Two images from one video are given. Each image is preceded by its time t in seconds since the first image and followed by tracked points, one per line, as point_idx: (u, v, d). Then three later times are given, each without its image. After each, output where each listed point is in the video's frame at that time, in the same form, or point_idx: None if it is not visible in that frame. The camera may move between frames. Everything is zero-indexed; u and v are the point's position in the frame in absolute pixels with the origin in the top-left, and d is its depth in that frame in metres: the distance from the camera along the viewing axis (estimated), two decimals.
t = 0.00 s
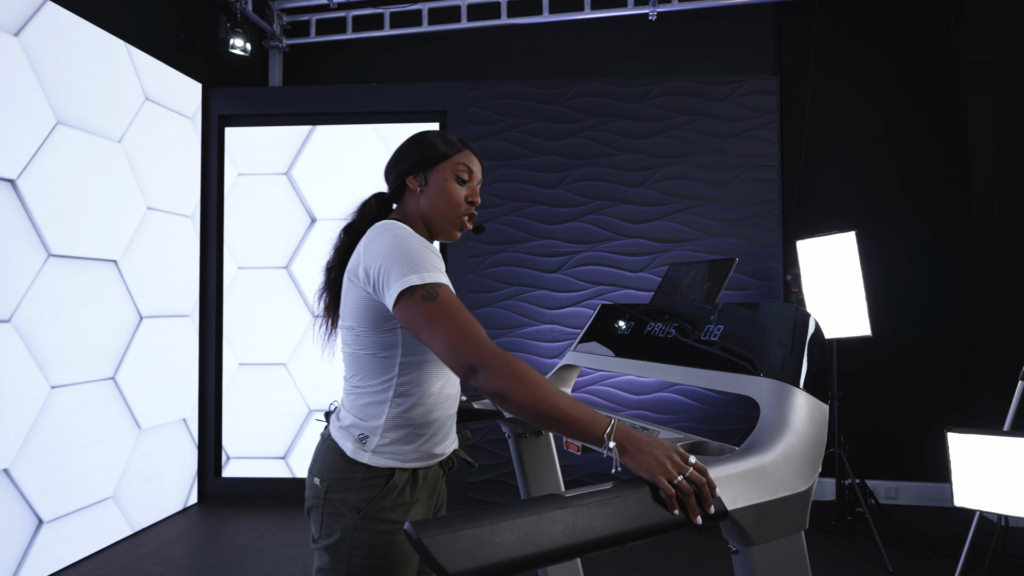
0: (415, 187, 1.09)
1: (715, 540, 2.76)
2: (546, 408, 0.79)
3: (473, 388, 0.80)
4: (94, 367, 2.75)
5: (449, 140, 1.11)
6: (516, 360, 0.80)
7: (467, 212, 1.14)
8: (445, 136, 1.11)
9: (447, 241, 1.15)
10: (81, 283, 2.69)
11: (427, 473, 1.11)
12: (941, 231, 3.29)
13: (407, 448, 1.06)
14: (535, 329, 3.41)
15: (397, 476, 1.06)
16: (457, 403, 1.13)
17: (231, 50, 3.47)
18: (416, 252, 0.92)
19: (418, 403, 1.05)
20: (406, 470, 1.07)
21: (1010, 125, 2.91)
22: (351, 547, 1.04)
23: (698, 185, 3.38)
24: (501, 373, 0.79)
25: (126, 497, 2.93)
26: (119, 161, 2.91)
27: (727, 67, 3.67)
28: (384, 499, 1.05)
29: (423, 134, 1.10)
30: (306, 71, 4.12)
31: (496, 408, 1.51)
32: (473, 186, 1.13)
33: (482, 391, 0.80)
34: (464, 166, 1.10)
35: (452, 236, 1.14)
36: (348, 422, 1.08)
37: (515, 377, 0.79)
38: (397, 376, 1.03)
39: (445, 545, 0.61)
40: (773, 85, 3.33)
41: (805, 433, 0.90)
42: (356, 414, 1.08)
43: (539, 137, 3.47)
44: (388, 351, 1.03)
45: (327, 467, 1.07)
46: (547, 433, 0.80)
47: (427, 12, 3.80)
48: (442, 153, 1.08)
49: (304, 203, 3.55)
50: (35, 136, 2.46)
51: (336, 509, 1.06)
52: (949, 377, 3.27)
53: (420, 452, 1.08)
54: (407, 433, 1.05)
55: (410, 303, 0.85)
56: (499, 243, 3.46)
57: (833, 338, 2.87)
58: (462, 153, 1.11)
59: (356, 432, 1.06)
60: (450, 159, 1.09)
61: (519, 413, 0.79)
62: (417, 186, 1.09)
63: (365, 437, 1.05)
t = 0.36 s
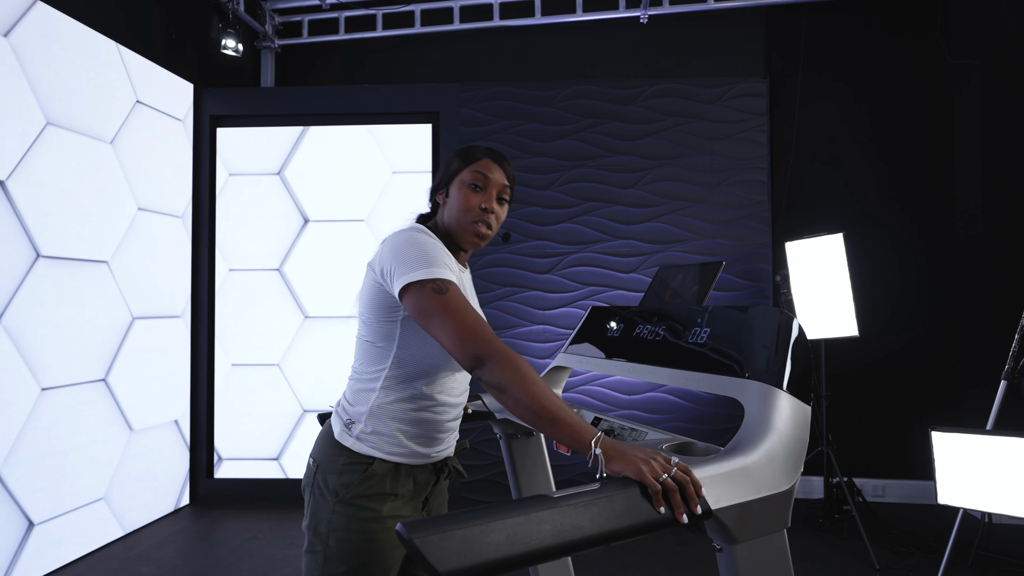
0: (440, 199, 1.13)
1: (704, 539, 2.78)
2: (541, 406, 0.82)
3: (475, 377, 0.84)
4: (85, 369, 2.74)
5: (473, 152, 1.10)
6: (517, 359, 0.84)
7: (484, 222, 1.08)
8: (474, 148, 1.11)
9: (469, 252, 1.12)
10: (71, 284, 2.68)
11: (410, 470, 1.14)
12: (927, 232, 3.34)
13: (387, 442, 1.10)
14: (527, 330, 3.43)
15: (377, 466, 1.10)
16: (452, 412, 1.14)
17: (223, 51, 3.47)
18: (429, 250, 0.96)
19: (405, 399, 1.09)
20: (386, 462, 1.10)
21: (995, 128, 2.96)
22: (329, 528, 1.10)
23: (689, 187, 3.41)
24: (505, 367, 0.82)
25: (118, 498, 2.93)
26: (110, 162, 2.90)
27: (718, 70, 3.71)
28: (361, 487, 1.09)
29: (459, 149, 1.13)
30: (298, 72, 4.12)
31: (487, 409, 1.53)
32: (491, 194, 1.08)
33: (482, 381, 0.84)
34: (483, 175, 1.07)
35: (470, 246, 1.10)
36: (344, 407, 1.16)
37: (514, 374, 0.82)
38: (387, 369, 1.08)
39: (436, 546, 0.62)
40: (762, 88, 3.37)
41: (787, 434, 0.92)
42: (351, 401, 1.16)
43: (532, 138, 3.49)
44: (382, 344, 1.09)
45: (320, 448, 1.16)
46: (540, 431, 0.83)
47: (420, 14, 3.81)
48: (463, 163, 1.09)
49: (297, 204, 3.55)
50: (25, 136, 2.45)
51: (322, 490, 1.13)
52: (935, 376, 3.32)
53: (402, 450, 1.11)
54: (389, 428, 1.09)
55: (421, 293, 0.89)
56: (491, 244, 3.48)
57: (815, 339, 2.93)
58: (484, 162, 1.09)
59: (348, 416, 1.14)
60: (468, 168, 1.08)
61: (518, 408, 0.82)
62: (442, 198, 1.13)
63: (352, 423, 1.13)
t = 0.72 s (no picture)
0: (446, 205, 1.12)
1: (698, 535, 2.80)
2: (524, 412, 0.83)
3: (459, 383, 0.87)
4: (80, 366, 2.75)
5: (487, 164, 1.07)
6: (500, 365, 0.86)
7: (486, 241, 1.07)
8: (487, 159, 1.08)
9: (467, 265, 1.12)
10: (65, 282, 2.68)
11: (402, 465, 1.15)
12: (921, 230, 3.35)
13: (378, 439, 1.11)
14: (523, 327, 3.43)
15: (368, 461, 1.11)
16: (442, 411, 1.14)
17: (217, 48, 3.46)
18: (416, 258, 0.98)
19: (394, 399, 1.10)
20: (377, 458, 1.12)
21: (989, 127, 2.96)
22: (321, 521, 1.11)
23: (684, 184, 3.42)
24: (487, 374, 0.85)
25: (113, 496, 2.94)
26: (103, 160, 2.90)
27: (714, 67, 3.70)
28: (353, 480, 1.11)
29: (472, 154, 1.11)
30: (293, 69, 4.11)
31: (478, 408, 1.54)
32: (495, 214, 1.06)
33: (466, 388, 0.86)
34: (490, 192, 1.06)
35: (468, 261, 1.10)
36: (340, 404, 1.19)
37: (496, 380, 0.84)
38: (376, 367, 1.10)
39: (415, 543, 0.63)
40: (757, 86, 3.37)
41: (770, 432, 0.93)
42: (346, 398, 1.18)
43: (527, 136, 3.49)
44: (372, 343, 1.10)
45: (317, 443, 1.19)
46: (523, 436, 0.85)
47: (415, 11, 3.81)
48: (473, 175, 1.07)
49: (293, 201, 3.55)
50: (17, 134, 2.45)
51: (317, 484, 1.15)
52: (927, 373, 3.33)
53: (393, 447, 1.12)
54: (380, 425, 1.11)
55: (405, 300, 0.92)
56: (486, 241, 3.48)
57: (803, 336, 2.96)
58: (493, 179, 1.06)
59: (342, 413, 1.17)
60: (477, 183, 1.06)
61: (499, 413, 0.84)
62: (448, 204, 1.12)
63: (346, 419, 1.15)
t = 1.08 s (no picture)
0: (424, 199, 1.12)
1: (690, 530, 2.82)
2: (499, 408, 0.83)
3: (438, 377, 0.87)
4: (72, 362, 2.75)
5: (462, 155, 1.08)
6: (478, 361, 0.86)
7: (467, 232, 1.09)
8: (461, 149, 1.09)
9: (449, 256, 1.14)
10: (57, 277, 2.68)
11: (389, 462, 1.15)
12: (914, 225, 3.35)
13: (365, 436, 1.11)
14: (517, 323, 3.44)
15: (355, 458, 1.11)
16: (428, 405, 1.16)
17: (210, 43, 3.45)
18: (396, 249, 0.98)
19: (379, 394, 1.11)
20: (364, 455, 1.12)
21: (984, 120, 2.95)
22: (306, 520, 1.11)
23: (678, 180, 3.41)
24: (464, 368, 0.85)
25: (108, 491, 2.95)
26: (95, 157, 2.90)
27: (708, 62, 3.70)
28: (339, 478, 1.11)
29: (444, 145, 1.11)
30: (288, 65, 4.10)
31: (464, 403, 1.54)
32: (475, 205, 1.09)
33: (444, 382, 0.86)
34: (467, 184, 1.07)
35: (450, 253, 1.12)
36: (323, 401, 1.17)
37: (472, 376, 0.84)
38: (362, 365, 1.09)
39: (382, 536, 0.63)
40: (751, 81, 3.36)
41: (747, 427, 0.94)
42: (329, 395, 1.16)
43: (521, 131, 3.49)
44: (356, 341, 1.09)
45: (301, 442, 1.18)
46: (499, 431, 0.85)
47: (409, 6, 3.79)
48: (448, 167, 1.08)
49: (288, 197, 3.55)
50: (6, 130, 2.44)
51: (302, 482, 1.14)
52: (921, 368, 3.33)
53: (380, 443, 1.13)
54: (367, 422, 1.11)
55: (385, 294, 0.91)
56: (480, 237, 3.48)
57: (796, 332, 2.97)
58: (469, 169, 1.08)
59: (326, 410, 1.16)
60: (454, 175, 1.07)
61: (476, 408, 0.84)
62: (426, 198, 1.12)
63: (331, 417, 1.14)
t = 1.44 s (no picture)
0: (383, 182, 1.13)
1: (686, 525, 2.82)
2: (467, 403, 0.82)
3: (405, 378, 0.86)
4: (70, 356, 2.77)
5: (414, 132, 1.13)
6: (443, 358, 0.84)
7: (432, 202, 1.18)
8: (407, 127, 1.13)
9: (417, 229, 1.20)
10: (54, 272, 2.69)
11: (396, 454, 1.16)
12: (914, 220, 3.33)
13: (374, 431, 1.11)
14: (514, 318, 3.44)
15: (364, 455, 1.11)
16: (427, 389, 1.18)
17: (207, 38, 3.44)
18: (364, 248, 0.96)
19: (382, 391, 1.10)
20: (373, 450, 1.12)
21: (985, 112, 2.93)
22: (315, 520, 1.09)
23: (676, 174, 3.40)
24: (429, 367, 0.83)
25: (107, 484, 2.97)
26: (91, 152, 2.90)
27: (707, 56, 3.67)
28: (350, 475, 1.10)
29: (387, 126, 1.13)
30: (285, 59, 4.10)
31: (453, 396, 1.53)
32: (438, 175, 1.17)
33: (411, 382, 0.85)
34: (428, 158, 1.14)
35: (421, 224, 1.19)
36: (319, 403, 1.13)
37: (438, 373, 0.83)
38: (364, 363, 1.07)
39: (354, 526, 0.64)
40: (750, 75, 3.34)
41: (730, 421, 0.93)
42: (326, 397, 1.13)
43: (518, 126, 3.48)
44: (352, 340, 1.06)
45: (301, 445, 1.14)
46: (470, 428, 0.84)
47: None
48: (406, 146, 1.12)
49: (287, 191, 3.55)
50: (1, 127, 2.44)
51: (305, 483, 1.12)
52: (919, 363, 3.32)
53: (388, 436, 1.13)
54: (374, 417, 1.10)
55: (356, 294, 0.91)
56: (478, 232, 3.48)
57: (793, 327, 2.96)
58: (425, 144, 1.15)
59: (326, 412, 1.12)
60: (415, 152, 1.12)
61: (443, 406, 0.83)
62: (384, 181, 1.13)
63: (334, 418, 1.11)
